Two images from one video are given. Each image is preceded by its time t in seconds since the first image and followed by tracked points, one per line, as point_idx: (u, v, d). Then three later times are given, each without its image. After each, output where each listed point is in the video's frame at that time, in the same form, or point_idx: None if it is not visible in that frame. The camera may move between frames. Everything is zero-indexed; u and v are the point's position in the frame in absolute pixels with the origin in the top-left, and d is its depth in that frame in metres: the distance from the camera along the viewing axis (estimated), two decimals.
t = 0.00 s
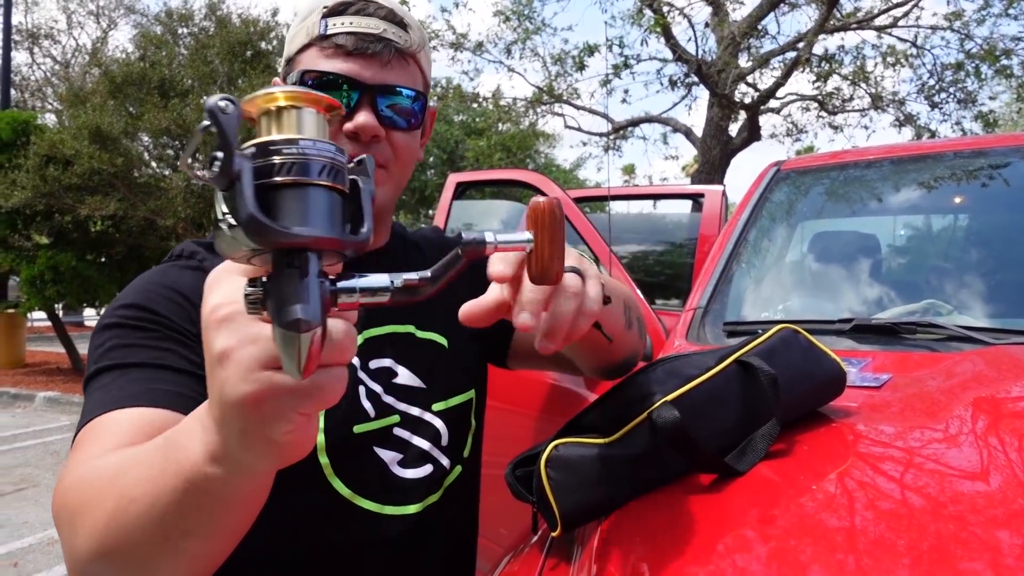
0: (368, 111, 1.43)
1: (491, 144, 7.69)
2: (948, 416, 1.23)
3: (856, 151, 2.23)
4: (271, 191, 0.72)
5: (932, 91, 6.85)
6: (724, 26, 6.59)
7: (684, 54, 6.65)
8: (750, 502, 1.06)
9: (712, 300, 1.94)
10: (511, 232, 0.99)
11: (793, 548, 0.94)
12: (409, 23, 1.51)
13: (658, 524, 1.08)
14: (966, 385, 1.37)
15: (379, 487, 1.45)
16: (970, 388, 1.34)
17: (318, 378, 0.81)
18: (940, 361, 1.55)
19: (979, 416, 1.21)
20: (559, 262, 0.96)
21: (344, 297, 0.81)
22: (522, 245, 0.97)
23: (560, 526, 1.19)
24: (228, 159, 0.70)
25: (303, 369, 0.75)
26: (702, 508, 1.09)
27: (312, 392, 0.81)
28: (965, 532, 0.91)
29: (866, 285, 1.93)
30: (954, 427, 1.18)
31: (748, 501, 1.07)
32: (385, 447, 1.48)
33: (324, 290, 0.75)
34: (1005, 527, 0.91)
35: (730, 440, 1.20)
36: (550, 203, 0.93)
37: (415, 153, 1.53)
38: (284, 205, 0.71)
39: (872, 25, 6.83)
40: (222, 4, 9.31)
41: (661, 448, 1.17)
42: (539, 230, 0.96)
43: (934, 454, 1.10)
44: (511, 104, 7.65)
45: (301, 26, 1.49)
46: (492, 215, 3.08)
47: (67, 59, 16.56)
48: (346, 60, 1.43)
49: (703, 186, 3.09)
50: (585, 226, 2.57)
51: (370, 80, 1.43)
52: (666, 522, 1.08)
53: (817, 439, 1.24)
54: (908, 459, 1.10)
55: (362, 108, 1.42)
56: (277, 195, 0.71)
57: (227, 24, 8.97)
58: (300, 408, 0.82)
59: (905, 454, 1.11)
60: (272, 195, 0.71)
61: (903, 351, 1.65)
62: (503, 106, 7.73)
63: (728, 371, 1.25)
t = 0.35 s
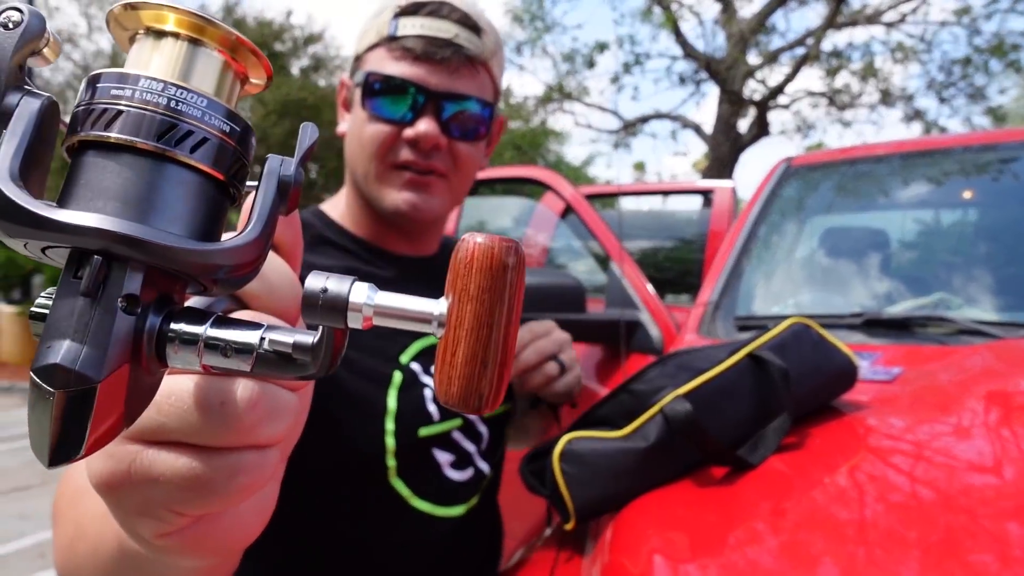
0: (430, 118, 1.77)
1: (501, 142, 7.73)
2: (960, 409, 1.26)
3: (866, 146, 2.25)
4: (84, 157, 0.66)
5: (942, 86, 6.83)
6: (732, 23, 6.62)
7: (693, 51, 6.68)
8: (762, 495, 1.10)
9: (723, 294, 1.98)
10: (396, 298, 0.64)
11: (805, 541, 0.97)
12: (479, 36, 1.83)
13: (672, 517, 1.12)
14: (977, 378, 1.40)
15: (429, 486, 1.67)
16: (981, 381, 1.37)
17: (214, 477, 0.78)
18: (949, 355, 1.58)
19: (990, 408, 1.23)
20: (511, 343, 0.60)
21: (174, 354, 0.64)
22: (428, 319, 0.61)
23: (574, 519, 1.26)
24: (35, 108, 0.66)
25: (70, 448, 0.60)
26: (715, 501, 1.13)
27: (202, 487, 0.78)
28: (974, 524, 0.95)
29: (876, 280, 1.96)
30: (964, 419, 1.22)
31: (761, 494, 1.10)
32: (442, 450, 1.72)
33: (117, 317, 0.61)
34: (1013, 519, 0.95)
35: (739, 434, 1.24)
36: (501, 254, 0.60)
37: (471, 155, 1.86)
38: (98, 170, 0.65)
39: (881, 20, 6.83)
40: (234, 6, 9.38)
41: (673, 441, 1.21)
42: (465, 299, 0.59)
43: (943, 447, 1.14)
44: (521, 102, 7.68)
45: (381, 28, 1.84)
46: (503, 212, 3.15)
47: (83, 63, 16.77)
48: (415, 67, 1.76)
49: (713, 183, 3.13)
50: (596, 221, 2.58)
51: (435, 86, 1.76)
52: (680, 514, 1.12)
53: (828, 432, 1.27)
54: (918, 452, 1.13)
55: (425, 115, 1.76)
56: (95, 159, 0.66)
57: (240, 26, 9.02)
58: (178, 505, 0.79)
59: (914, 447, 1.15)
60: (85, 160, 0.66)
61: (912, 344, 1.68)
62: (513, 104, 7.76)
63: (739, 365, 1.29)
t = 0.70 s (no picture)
0: (478, 137, 1.77)
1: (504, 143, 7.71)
2: (961, 411, 1.27)
3: (868, 148, 2.26)
4: (112, 172, 0.69)
5: (942, 89, 6.84)
6: (734, 26, 6.64)
7: (695, 54, 6.69)
8: (763, 497, 1.11)
9: (725, 295, 1.99)
10: (402, 345, 0.62)
11: (805, 542, 0.99)
12: (533, 61, 1.85)
13: (672, 518, 1.13)
14: (977, 380, 1.41)
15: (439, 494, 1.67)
16: (981, 382, 1.38)
17: (223, 508, 0.80)
18: (950, 357, 1.59)
19: (990, 410, 1.24)
20: (518, 404, 0.60)
21: (179, 380, 0.65)
22: (434, 372, 0.60)
23: (576, 519, 1.27)
24: (70, 123, 0.72)
25: (61, 472, 0.61)
26: (715, 503, 1.14)
27: (210, 519, 0.79)
28: (973, 525, 0.96)
29: (876, 282, 1.97)
30: (965, 421, 1.23)
31: (762, 496, 1.12)
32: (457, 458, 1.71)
33: (125, 337, 0.62)
34: (1011, 521, 0.96)
35: (741, 435, 1.25)
36: (517, 311, 0.59)
37: (512, 174, 1.88)
38: (125, 185, 0.67)
39: (882, 23, 6.84)
40: (240, 9, 9.34)
41: (674, 442, 1.23)
42: (476, 356, 0.59)
43: (943, 449, 1.15)
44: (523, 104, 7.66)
45: (437, 41, 1.85)
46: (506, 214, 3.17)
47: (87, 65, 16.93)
48: (467, 84, 1.76)
49: (715, 185, 3.14)
50: (597, 222, 2.59)
51: (488, 106, 1.76)
52: (680, 515, 1.13)
53: (828, 434, 1.28)
54: (917, 454, 1.14)
55: (473, 133, 1.76)
56: (122, 175, 0.68)
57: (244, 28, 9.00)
58: (183, 537, 0.80)
59: (914, 450, 1.16)
60: (113, 174, 0.69)
61: (913, 347, 1.69)
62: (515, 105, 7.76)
63: (741, 367, 1.31)
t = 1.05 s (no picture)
0: (482, 145, 1.77)
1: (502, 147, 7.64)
2: (958, 417, 1.27)
3: (866, 155, 2.27)
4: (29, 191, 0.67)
5: (940, 95, 6.86)
6: (732, 31, 6.66)
7: (693, 59, 6.70)
8: (763, 503, 1.11)
9: (724, 301, 1.99)
10: (364, 296, 0.62)
11: (804, 547, 0.99)
12: (538, 67, 1.84)
13: (671, 524, 1.13)
14: (976, 386, 1.41)
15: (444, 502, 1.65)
16: (979, 388, 1.38)
17: (209, 525, 0.80)
18: (948, 364, 1.59)
19: (988, 416, 1.25)
20: (494, 333, 0.57)
21: (140, 393, 0.64)
22: (401, 316, 0.59)
23: (576, 525, 1.27)
24: None
25: (32, 504, 0.59)
26: (714, 508, 1.14)
27: (196, 537, 0.80)
28: (971, 531, 0.96)
29: (873, 287, 1.97)
30: (964, 427, 1.23)
31: (761, 502, 1.11)
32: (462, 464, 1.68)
33: (72, 356, 0.61)
34: (1009, 526, 0.96)
35: (741, 439, 1.25)
36: (474, 230, 0.57)
37: (518, 181, 1.88)
38: (46, 202, 0.66)
39: (880, 29, 6.86)
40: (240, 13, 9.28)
41: (674, 447, 1.23)
42: (440, 288, 0.56)
43: (941, 455, 1.15)
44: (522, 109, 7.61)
45: (442, 48, 1.84)
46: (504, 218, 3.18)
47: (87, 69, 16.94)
48: (472, 92, 1.76)
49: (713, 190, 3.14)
50: (596, 228, 2.60)
51: (493, 114, 1.77)
52: (678, 521, 1.13)
53: (827, 440, 1.28)
54: (915, 460, 1.14)
55: (476, 142, 1.77)
56: (40, 193, 0.66)
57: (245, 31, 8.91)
58: (173, 560, 0.80)
59: (912, 455, 1.16)
60: (29, 194, 0.67)
61: (911, 353, 1.69)
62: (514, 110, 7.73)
63: (740, 372, 1.31)
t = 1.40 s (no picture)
0: (467, 142, 1.45)
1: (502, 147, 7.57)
2: (961, 419, 1.26)
3: (868, 156, 2.25)
4: (471, 191, 0.64)
5: (943, 97, 6.84)
6: (734, 32, 6.63)
7: (695, 60, 6.68)
8: (763, 505, 1.09)
9: (725, 303, 1.97)
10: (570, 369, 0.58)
11: (803, 550, 0.97)
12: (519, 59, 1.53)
13: (671, 525, 1.11)
14: (978, 389, 1.39)
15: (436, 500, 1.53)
16: (982, 392, 1.37)
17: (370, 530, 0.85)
18: (950, 367, 1.58)
19: (990, 419, 1.23)
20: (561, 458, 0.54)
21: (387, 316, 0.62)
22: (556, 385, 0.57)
23: (577, 527, 1.24)
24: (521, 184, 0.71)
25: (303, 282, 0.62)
26: (715, 510, 1.12)
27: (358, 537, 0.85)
28: (973, 535, 0.94)
29: (874, 290, 1.96)
30: (966, 430, 1.21)
31: (763, 504, 1.09)
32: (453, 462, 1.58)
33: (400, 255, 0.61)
34: (1011, 531, 0.94)
35: (743, 441, 1.23)
36: (633, 393, 0.53)
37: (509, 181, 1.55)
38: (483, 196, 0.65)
39: (883, 30, 6.83)
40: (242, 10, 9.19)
41: (675, 448, 1.21)
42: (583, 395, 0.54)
43: (942, 457, 1.13)
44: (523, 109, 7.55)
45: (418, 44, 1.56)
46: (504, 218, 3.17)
47: (88, 66, 16.92)
48: (450, 86, 1.46)
49: (714, 191, 3.13)
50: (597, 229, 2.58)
51: (470, 106, 1.45)
52: (679, 522, 1.11)
53: (829, 442, 1.27)
54: (917, 463, 1.13)
55: (460, 138, 1.45)
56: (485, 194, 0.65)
57: (245, 29, 8.77)
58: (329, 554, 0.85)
59: (914, 458, 1.15)
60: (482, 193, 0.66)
61: (912, 356, 1.68)
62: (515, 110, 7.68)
63: (741, 373, 1.29)
